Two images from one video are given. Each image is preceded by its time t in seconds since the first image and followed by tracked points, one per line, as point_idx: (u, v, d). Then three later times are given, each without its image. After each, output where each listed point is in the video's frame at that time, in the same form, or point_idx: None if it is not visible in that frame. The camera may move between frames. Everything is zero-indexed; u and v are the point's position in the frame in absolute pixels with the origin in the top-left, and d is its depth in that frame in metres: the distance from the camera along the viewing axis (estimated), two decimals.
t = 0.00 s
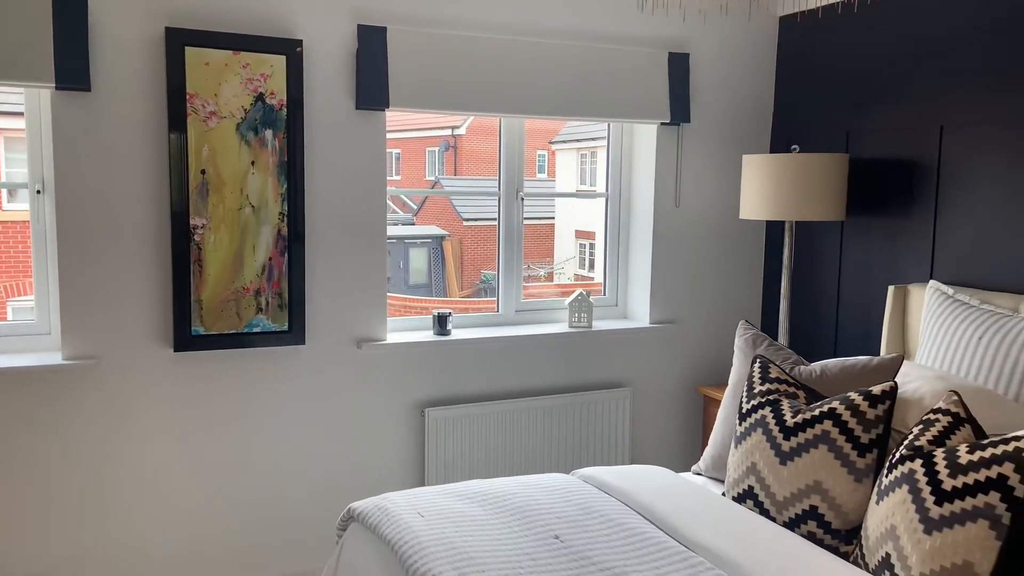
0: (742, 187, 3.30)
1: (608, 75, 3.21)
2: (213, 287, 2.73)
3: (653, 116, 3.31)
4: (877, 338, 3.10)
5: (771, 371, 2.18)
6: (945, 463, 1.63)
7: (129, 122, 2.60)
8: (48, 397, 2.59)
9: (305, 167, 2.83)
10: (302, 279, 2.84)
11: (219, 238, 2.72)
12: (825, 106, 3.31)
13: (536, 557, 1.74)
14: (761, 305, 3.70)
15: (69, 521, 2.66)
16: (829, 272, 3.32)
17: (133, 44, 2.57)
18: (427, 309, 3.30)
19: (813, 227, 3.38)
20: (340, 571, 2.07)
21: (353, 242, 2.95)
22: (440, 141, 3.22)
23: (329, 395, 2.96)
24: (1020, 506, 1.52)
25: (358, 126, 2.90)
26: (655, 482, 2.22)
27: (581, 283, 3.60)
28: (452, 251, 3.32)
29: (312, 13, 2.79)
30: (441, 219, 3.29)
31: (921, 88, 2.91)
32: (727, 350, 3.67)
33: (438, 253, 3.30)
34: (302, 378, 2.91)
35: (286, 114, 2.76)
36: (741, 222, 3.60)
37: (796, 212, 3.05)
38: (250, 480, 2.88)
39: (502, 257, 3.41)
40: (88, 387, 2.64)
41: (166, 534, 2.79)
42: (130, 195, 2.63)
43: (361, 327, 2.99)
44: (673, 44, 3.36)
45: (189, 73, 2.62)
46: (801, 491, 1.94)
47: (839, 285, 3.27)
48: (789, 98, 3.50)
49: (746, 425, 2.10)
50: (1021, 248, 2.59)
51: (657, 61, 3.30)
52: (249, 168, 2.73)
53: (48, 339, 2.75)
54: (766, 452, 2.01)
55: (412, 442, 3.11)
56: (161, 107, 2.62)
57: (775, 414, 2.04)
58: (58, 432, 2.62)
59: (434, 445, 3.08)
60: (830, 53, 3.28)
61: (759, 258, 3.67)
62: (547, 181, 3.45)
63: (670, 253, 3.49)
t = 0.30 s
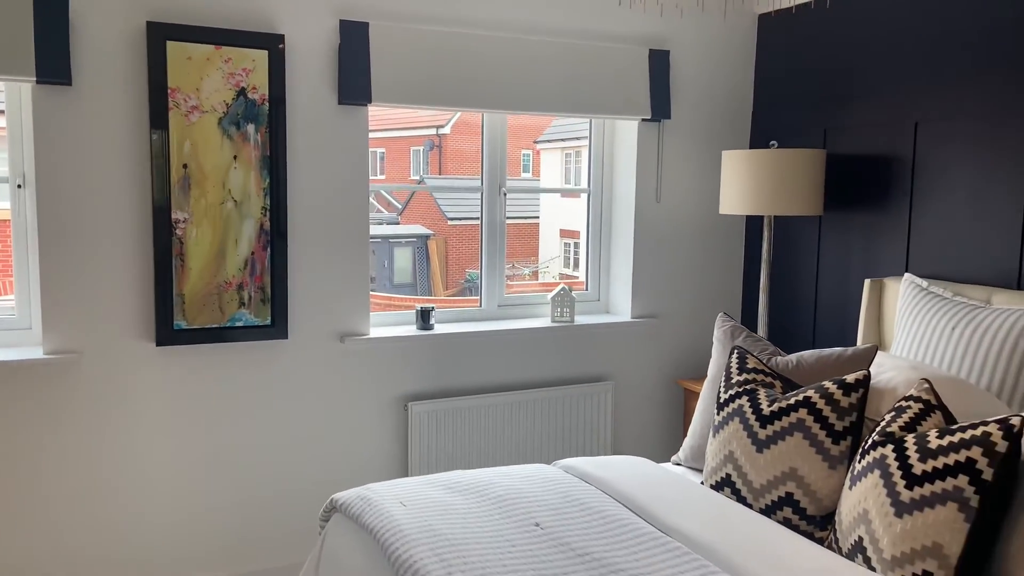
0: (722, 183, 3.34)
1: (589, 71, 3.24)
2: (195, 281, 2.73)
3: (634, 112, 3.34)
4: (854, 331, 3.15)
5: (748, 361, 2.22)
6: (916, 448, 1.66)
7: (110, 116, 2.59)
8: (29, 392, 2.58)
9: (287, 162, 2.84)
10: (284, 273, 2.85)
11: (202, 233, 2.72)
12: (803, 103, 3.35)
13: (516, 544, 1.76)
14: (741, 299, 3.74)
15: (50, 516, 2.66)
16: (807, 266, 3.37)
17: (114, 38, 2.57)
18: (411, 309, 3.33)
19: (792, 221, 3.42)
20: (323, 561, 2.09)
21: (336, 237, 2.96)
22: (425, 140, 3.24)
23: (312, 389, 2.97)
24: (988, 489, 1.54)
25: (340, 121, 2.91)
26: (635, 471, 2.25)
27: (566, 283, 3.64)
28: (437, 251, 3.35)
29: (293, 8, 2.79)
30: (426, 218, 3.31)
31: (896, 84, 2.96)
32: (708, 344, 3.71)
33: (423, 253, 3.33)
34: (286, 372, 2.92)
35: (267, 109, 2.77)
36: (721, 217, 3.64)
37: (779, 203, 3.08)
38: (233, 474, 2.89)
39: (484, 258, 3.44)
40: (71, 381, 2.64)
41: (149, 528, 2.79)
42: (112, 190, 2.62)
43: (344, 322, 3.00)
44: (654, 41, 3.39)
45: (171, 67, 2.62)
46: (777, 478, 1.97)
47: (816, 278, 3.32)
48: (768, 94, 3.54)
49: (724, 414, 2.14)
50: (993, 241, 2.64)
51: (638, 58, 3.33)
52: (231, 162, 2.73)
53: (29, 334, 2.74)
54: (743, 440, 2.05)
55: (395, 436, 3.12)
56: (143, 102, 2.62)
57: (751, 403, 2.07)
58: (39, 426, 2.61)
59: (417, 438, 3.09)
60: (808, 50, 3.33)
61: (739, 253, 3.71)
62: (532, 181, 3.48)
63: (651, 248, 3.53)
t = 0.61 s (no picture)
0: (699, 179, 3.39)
1: (568, 67, 3.27)
2: (175, 275, 2.73)
3: (613, 108, 3.37)
4: (829, 324, 3.20)
5: (724, 352, 2.26)
6: (884, 433, 1.70)
7: (89, 110, 2.59)
8: (8, 386, 2.57)
9: (267, 156, 2.85)
10: (264, 268, 2.85)
11: (181, 227, 2.72)
12: (780, 99, 3.40)
13: (494, 529, 1.78)
14: (720, 293, 3.78)
15: (30, 511, 2.65)
16: (784, 260, 3.42)
17: (92, 32, 2.57)
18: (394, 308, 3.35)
19: (769, 217, 3.47)
20: (302, 552, 2.10)
21: (316, 231, 2.96)
22: (408, 140, 3.28)
23: (293, 382, 2.97)
24: (953, 473, 1.58)
25: (320, 116, 2.92)
26: (612, 460, 2.28)
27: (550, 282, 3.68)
28: (420, 250, 3.37)
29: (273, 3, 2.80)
30: (410, 218, 3.33)
31: (868, 81, 3.01)
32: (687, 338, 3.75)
33: (406, 252, 3.35)
34: (267, 366, 2.93)
35: (247, 103, 2.77)
36: (700, 213, 3.68)
37: (758, 205, 3.13)
38: (214, 468, 2.89)
39: (465, 250, 3.45)
40: (50, 375, 2.63)
41: (129, 523, 2.79)
42: (91, 184, 2.62)
43: (325, 316, 3.01)
44: (633, 38, 3.42)
45: (149, 61, 2.62)
46: (751, 466, 2.01)
47: (793, 272, 3.37)
48: (745, 91, 3.58)
49: (699, 404, 2.17)
50: (963, 234, 2.69)
51: (617, 55, 3.36)
52: (210, 157, 2.74)
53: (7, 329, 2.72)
54: (718, 429, 2.08)
55: (377, 430, 3.13)
56: (121, 96, 2.62)
57: (726, 392, 2.11)
58: (18, 421, 2.60)
59: (398, 432, 3.11)
60: (784, 47, 3.37)
61: (717, 248, 3.75)
62: (516, 181, 3.52)
63: (631, 243, 3.56)
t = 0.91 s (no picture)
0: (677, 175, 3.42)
1: (547, 63, 3.29)
2: (154, 270, 2.73)
3: (592, 104, 3.40)
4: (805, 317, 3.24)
5: (700, 343, 2.29)
6: (854, 420, 1.73)
7: (66, 104, 2.58)
8: None
9: (246, 151, 2.85)
10: (243, 263, 2.85)
11: (160, 221, 2.72)
12: (756, 96, 3.44)
13: (472, 517, 1.79)
14: (698, 288, 3.82)
15: (7, 508, 2.64)
16: (761, 255, 3.46)
17: (69, 25, 2.55)
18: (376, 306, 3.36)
19: (746, 212, 3.51)
20: (282, 544, 2.10)
21: (295, 225, 2.96)
22: (390, 139, 3.29)
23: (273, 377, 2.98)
24: (921, 457, 1.61)
25: (299, 111, 2.92)
26: (591, 451, 2.30)
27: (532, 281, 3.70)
28: (402, 249, 3.38)
29: None
30: (392, 217, 3.34)
31: (842, 78, 3.06)
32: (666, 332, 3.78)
33: (388, 251, 3.36)
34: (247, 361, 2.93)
35: (226, 97, 2.77)
36: (678, 208, 3.72)
37: (738, 201, 3.16)
38: (194, 463, 2.88)
39: (445, 249, 3.47)
40: (27, 370, 2.62)
41: (109, 518, 2.78)
42: (69, 178, 2.60)
43: (305, 311, 3.01)
44: (611, 35, 3.45)
45: (127, 55, 2.61)
46: (726, 454, 2.04)
47: (770, 267, 3.41)
48: (722, 88, 3.62)
49: (676, 394, 2.21)
50: (933, 228, 2.74)
51: (595, 52, 3.39)
52: (188, 151, 2.73)
53: None
54: (694, 418, 2.11)
55: (357, 424, 3.14)
56: (99, 90, 2.61)
57: (702, 382, 2.14)
58: None
59: (379, 427, 3.12)
60: (760, 44, 3.41)
61: (695, 243, 3.79)
62: (499, 180, 3.55)
63: (611, 239, 3.59)
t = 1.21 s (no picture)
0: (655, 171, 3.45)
1: (525, 59, 3.30)
2: (130, 265, 2.71)
3: (570, 100, 3.42)
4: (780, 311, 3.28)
5: (676, 336, 2.32)
6: (826, 408, 1.76)
7: (41, 98, 2.55)
8: None
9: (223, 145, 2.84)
10: (221, 258, 2.84)
11: (136, 215, 2.70)
12: (733, 92, 3.48)
13: (450, 508, 1.80)
14: (677, 283, 3.85)
15: None
16: (737, 250, 3.50)
17: (44, 18, 2.53)
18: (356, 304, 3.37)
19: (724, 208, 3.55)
20: (260, 537, 2.10)
21: (273, 220, 2.96)
22: (371, 138, 3.29)
23: (251, 373, 2.97)
24: (890, 444, 1.64)
25: (277, 105, 2.91)
26: (568, 442, 2.32)
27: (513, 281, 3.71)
28: (382, 248, 3.39)
29: None
30: (372, 216, 3.34)
31: (816, 74, 3.10)
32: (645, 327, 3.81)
33: (368, 250, 3.37)
34: (225, 357, 2.92)
35: (202, 92, 2.76)
36: (656, 204, 3.75)
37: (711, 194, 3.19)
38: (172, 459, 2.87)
39: (425, 248, 3.47)
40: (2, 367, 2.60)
41: (85, 515, 2.76)
42: (43, 172, 2.58)
43: (284, 306, 3.00)
44: (589, 31, 3.48)
45: (102, 48, 2.59)
46: (701, 444, 2.06)
47: (746, 262, 3.45)
48: (700, 84, 3.66)
49: (653, 385, 2.23)
50: (904, 221, 2.79)
51: (573, 48, 3.41)
52: (165, 145, 2.72)
53: None
54: (670, 409, 2.14)
55: (336, 420, 3.14)
56: (74, 83, 2.59)
57: (678, 373, 2.17)
58: None
59: (358, 422, 3.11)
60: (737, 41, 3.45)
61: (673, 239, 3.83)
62: (480, 179, 3.55)
63: (590, 234, 3.62)
